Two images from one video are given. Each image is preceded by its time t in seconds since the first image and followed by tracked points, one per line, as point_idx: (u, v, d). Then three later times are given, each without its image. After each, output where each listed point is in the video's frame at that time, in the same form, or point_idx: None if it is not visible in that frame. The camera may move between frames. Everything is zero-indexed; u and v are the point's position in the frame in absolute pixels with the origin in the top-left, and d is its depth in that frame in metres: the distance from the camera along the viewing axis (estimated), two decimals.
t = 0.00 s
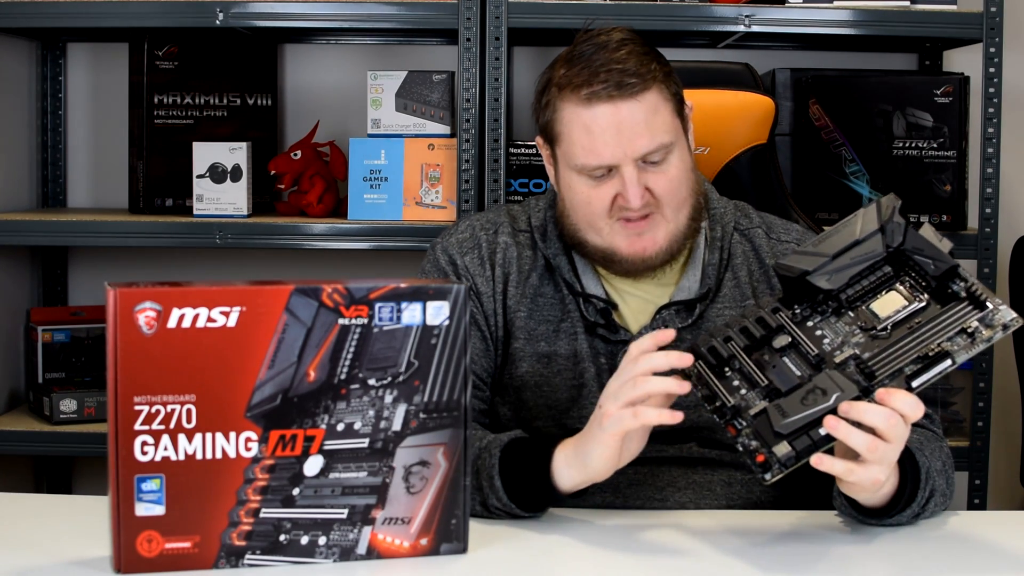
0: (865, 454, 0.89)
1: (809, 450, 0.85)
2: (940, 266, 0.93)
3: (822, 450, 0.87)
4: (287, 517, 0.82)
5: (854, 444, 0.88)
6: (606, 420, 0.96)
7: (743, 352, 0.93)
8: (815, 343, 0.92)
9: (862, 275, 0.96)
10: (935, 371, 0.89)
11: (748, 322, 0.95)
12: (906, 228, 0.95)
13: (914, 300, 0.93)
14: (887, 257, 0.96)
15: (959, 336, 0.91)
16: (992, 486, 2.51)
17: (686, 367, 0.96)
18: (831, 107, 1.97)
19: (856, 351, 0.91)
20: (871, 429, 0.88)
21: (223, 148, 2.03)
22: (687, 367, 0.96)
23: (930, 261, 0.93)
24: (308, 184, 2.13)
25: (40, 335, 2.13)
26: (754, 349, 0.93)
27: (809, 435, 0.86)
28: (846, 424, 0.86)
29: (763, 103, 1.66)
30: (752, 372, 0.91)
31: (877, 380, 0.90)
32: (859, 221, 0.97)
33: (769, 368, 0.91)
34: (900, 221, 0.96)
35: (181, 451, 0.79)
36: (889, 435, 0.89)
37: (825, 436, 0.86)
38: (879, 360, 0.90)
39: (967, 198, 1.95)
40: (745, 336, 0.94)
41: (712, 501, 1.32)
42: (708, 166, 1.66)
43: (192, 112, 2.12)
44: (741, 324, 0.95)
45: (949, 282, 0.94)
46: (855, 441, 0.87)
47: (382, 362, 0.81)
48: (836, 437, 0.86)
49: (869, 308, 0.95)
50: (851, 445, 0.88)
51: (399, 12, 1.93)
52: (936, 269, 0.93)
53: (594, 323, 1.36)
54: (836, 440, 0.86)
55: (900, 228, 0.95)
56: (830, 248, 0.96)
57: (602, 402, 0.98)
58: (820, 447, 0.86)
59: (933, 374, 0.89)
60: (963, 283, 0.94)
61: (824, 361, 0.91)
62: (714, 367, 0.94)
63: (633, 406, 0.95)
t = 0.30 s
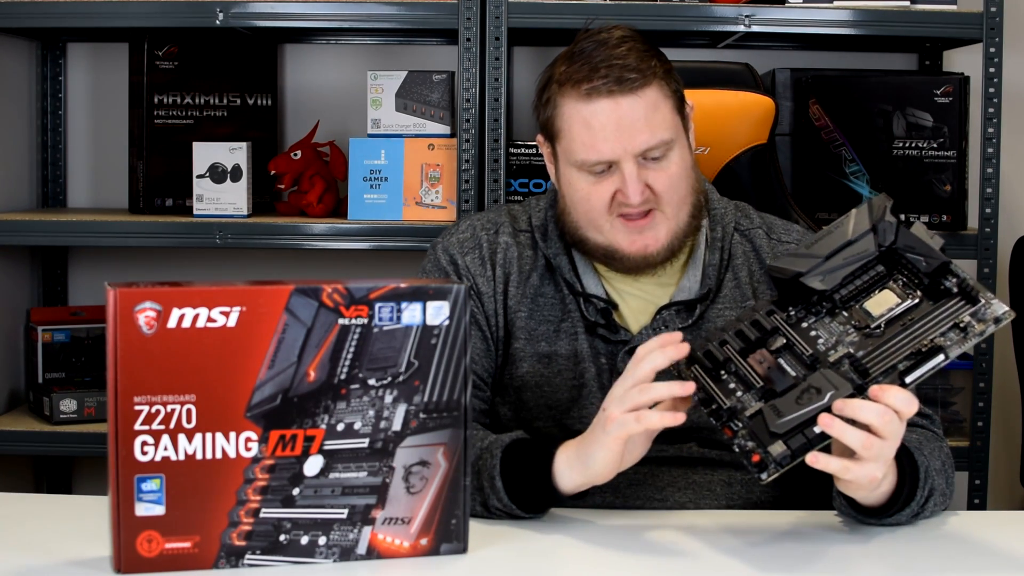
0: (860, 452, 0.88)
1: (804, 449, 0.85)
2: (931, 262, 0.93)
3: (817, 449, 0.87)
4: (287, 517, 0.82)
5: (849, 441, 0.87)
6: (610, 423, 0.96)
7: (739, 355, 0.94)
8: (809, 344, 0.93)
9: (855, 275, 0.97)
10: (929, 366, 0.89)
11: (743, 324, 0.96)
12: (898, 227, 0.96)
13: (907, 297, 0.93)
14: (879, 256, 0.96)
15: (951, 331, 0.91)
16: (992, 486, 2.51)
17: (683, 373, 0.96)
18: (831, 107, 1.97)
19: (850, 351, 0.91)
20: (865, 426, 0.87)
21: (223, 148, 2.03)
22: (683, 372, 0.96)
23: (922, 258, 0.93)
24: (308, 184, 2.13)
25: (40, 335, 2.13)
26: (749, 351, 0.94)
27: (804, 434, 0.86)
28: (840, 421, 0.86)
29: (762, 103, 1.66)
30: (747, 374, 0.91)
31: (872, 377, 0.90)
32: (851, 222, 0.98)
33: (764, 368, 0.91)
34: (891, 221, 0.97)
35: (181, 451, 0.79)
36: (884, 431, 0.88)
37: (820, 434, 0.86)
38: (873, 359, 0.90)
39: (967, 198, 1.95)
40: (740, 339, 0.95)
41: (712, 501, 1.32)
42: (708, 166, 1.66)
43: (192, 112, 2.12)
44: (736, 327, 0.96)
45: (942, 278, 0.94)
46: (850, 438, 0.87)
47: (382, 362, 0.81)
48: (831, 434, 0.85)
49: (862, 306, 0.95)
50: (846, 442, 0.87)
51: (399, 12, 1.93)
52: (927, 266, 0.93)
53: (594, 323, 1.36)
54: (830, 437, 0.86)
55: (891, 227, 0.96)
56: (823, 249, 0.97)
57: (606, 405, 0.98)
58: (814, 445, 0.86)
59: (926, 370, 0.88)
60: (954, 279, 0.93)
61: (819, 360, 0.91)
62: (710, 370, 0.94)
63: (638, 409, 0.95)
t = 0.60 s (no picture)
0: (864, 451, 0.89)
1: (806, 453, 0.85)
2: (921, 259, 0.92)
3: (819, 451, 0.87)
4: (287, 517, 0.82)
5: (852, 442, 0.87)
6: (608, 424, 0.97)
7: (732, 360, 0.93)
8: (803, 347, 0.92)
9: (844, 275, 0.97)
10: (925, 365, 0.89)
11: (734, 329, 0.95)
12: (884, 225, 0.96)
13: (897, 295, 0.93)
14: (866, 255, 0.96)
15: (945, 327, 0.90)
16: (992, 486, 2.51)
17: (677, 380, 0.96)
18: (831, 107, 1.97)
19: (845, 351, 0.91)
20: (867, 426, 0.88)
21: (223, 148, 2.03)
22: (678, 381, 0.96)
23: (912, 255, 0.93)
24: (308, 184, 2.13)
25: (40, 335, 2.13)
26: (743, 356, 0.93)
27: (805, 438, 0.86)
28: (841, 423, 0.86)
29: (762, 103, 1.66)
30: (743, 380, 0.91)
31: (868, 378, 0.90)
32: (837, 223, 0.98)
33: (760, 374, 0.90)
34: (877, 219, 0.96)
35: (181, 451, 0.79)
36: (886, 431, 0.89)
37: (821, 437, 0.86)
38: (867, 359, 0.90)
39: (967, 198, 1.95)
40: (733, 344, 0.94)
41: (712, 501, 1.32)
42: (707, 166, 1.66)
43: (192, 112, 2.12)
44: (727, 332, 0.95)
45: (931, 274, 0.93)
46: (854, 440, 0.87)
47: (382, 362, 0.81)
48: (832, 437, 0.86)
49: (854, 306, 0.94)
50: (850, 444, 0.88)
51: (399, 12, 1.93)
52: (917, 263, 0.93)
53: (594, 322, 1.36)
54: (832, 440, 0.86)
55: (878, 226, 0.96)
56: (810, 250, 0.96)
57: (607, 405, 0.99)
58: (817, 448, 0.86)
59: (922, 367, 0.89)
60: (944, 275, 0.93)
61: (813, 363, 0.91)
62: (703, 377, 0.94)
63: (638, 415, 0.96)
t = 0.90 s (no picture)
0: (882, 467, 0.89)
1: (828, 476, 0.83)
2: (907, 254, 0.89)
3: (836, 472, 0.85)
4: (287, 517, 0.81)
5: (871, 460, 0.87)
6: (605, 460, 0.95)
7: (722, 371, 0.90)
8: (796, 354, 0.88)
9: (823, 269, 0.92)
10: (931, 372, 0.88)
11: (717, 334, 0.91)
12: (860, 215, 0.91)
13: (886, 291, 0.90)
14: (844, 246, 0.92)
15: (944, 327, 0.89)
16: (992, 485, 2.51)
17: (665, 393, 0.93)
18: (831, 107, 1.97)
19: (843, 357, 0.88)
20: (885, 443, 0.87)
21: (223, 148, 2.03)
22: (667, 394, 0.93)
23: (897, 250, 0.90)
24: (308, 184, 2.13)
25: (40, 335, 2.13)
26: (733, 365, 0.89)
27: (825, 462, 0.83)
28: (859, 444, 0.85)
29: (762, 104, 1.66)
30: (741, 397, 0.87)
31: (874, 389, 0.87)
32: (807, 211, 0.92)
33: (757, 388, 0.87)
34: (853, 207, 0.91)
35: (181, 450, 0.79)
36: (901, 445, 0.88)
37: (842, 459, 0.84)
38: (871, 367, 0.87)
39: (967, 198, 1.95)
40: (720, 352, 0.90)
41: (711, 501, 1.33)
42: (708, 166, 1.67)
43: (192, 112, 2.12)
44: (710, 339, 0.91)
45: (918, 267, 0.91)
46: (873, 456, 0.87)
47: (382, 362, 0.81)
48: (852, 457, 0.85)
49: (841, 304, 0.90)
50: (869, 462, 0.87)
51: (399, 12, 1.93)
52: (902, 258, 0.90)
53: (596, 319, 1.37)
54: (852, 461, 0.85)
55: (853, 216, 0.91)
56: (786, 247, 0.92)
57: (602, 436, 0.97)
58: (837, 471, 0.83)
59: (928, 376, 0.87)
60: (932, 268, 0.91)
61: (811, 372, 0.87)
62: (695, 391, 0.91)
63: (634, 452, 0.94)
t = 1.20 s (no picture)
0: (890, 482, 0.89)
1: (840, 497, 0.85)
2: (903, 265, 0.88)
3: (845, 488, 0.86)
4: (287, 517, 0.81)
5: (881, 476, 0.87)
6: (600, 476, 0.94)
7: (716, 385, 0.88)
8: (794, 367, 0.88)
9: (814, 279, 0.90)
10: (935, 389, 0.86)
11: (709, 345, 0.88)
12: (852, 223, 0.89)
13: (880, 303, 0.88)
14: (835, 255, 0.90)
15: (944, 340, 0.87)
16: (992, 485, 2.51)
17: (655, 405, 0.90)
18: (831, 107, 1.97)
19: (843, 372, 0.87)
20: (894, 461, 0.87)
21: (223, 148, 2.03)
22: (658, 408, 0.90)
23: (892, 260, 0.88)
24: (308, 184, 2.13)
25: (40, 335, 2.13)
26: (727, 378, 0.88)
27: (835, 480, 0.85)
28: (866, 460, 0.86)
29: (762, 104, 1.66)
30: (740, 411, 0.87)
31: (879, 404, 0.87)
32: (796, 217, 0.89)
33: (756, 403, 0.87)
34: (843, 213, 0.89)
35: (181, 451, 0.79)
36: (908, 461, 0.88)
37: (853, 477, 0.85)
38: (873, 382, 0.87)
39: (967, 198, 1.95)
40: (713, 365, 0.88)
41: (711, 500, 1.33)
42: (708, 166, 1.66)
43: (192, 112, 2.12)
44: (702, 351, 0.88)
45: (913, 277, 0.89)
46: (883, 475, 0.88)
47: (382, 362, 0.81)
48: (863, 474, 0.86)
49: (836, 316, 0.89)
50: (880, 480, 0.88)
51: (399, 12, 1.93)
52: (898, 269, 0.88)
53: (599, 315, 1.37)
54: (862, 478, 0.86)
55: (845, 223, 0.88)
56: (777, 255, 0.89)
57: (597, 450, 0.95)
58: (848, 489, 0.85)
59: (935, 393, 0.86)
60: (928, 278, 0.89)
61: (811, 387, 0.87)
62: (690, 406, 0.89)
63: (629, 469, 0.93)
